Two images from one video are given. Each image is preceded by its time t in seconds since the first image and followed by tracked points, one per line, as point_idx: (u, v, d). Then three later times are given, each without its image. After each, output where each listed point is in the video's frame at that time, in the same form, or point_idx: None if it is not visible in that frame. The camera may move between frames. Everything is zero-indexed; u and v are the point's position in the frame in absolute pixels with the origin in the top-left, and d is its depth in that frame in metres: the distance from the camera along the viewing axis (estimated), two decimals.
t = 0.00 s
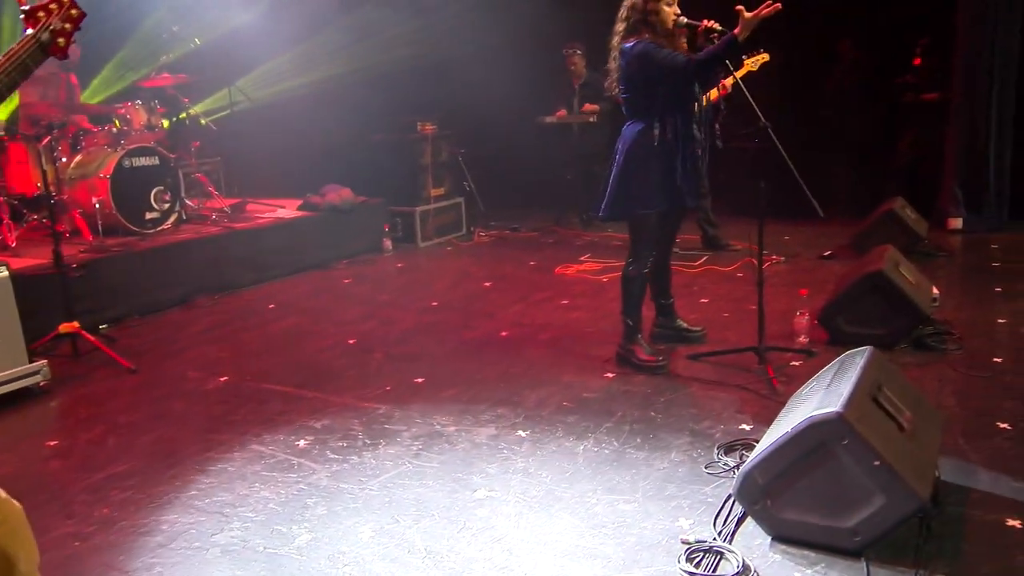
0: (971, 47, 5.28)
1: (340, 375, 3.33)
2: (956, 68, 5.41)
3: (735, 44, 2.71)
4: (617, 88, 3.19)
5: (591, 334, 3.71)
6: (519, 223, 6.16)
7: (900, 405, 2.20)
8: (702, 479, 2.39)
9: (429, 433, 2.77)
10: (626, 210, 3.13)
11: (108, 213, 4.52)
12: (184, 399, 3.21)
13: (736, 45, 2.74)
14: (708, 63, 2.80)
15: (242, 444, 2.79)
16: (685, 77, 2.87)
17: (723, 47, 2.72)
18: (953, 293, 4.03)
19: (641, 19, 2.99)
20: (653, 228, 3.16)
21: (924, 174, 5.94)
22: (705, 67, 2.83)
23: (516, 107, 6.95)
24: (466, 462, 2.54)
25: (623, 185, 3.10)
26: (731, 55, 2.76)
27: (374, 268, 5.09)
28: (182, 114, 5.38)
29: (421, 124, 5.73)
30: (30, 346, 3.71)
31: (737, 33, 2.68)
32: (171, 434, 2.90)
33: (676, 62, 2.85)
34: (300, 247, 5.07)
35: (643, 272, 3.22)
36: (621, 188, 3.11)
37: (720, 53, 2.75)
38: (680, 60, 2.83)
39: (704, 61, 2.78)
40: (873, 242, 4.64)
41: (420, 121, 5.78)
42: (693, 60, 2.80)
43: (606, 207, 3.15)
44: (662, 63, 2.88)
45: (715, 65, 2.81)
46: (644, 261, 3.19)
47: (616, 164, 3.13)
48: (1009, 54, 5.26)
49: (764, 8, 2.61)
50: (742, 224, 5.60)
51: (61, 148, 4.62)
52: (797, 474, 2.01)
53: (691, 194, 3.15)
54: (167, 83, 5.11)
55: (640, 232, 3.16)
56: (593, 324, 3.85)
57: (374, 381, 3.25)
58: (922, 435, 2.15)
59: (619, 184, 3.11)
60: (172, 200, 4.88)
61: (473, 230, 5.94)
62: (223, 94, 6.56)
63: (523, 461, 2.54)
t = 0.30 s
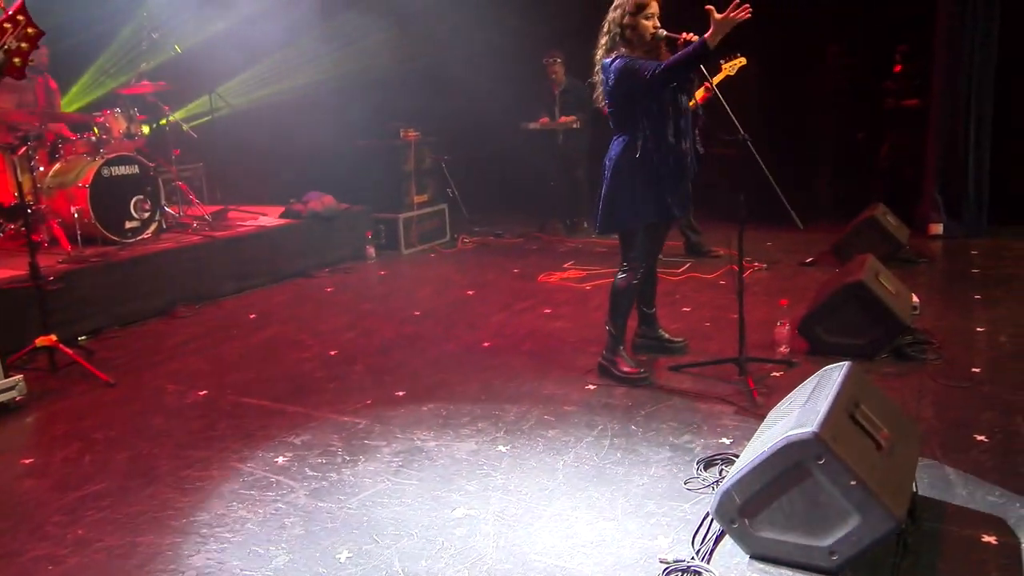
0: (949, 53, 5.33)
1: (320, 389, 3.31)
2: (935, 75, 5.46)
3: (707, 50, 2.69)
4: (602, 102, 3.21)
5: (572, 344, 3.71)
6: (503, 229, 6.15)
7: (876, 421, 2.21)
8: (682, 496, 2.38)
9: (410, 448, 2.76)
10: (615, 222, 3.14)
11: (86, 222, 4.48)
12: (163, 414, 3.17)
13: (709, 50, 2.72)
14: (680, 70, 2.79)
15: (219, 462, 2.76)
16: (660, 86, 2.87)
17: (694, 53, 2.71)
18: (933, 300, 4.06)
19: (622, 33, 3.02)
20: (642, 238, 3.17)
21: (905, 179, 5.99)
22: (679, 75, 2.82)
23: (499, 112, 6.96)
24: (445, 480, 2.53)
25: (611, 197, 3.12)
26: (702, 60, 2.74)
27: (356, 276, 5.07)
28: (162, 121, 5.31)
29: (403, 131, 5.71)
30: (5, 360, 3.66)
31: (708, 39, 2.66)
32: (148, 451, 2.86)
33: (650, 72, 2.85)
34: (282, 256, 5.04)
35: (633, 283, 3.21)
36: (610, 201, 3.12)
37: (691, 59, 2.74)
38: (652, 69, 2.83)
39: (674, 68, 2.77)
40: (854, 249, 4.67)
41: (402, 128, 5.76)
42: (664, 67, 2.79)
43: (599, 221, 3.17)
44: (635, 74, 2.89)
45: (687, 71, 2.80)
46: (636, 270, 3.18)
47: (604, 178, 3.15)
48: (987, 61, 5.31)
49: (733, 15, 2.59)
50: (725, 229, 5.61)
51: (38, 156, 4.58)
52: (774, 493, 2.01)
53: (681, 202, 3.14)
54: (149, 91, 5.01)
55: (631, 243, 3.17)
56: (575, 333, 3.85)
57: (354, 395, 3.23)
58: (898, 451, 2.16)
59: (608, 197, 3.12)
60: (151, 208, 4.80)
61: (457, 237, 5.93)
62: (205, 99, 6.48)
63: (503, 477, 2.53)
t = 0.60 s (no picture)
0: (937, 60, 5.35)
1: (308, 403, 3.30)
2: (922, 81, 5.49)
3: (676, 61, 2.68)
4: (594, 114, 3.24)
5: (561, 355, 3.70)
6: (494, 235, 6.15)
7: (863, 439, 2.21)
8: (670, 514, 2.37)
9: (397, 464, 2.74)
10: (604, 231, 3.19)
11: (73, 232, 4.44)
12: (149, 429, 3.15)
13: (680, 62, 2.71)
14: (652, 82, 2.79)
15: (205, 478, 2.74)
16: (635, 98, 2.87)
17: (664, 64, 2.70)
18: (920, 309, 4.07)
19: (610, 49, 3.02)
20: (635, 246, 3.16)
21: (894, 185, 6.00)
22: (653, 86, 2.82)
23: (489, 117, 6.95)
24: (432, 498, 2.52)
25: (599, 207, 3.17)
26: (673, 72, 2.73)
27: (346, 284, 5.06)
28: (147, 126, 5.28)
29: (392, 137, 5.70)
30: None
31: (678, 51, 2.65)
32: (134, 467, 2.84)
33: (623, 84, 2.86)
34: (271, 264, 5.02)
35: (624, 289, 3.18)
36: (597, 210, 3.18)
37: (661, 71, 2.73)
38: (624, 81, 2.84)
39: (645, 79, 2.77)
40: (843, 256, 4.68)
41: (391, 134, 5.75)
42: (635, 79, 2.80)
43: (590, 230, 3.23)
44: (611, 87, 2.90)
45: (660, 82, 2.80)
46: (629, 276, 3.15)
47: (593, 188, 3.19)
48: (974, 68, 5.34)
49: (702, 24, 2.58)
50: (715, 235, 5.62)
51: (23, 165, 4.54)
52: (760, 513, 2.01)
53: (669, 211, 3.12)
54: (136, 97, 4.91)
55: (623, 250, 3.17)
56: (564, 344, 3.85)
57: (343, 408, 3.23)
58: (886, 470, 2.16)
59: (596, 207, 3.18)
60: (139, 217, 4.78)
61: (447, 243, 5.94)
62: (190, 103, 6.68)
63: (491, 494, 2.52)
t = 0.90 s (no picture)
0: (929, 67, 5.37)
1: (300, 415, 3.29)
2: (915, 88, 5.50)
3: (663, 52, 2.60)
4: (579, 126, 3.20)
5: (555, 367, 3.70)
6: (488, 242, 6.16)
7: (855, 458, 2.20)
8: (662, 532, 2.37)
9: (389, 480, 2.74)
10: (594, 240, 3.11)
11: (65, 241, 4.42)
12: (140, 443, 3.13)
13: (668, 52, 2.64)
14: (641, 76, 2.71)
15: (197, 494, 2.73)
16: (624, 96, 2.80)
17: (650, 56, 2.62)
18: (913, 317, 4.08)
19: (601, 57, 3.00)
20: (619, 257, 3.14)
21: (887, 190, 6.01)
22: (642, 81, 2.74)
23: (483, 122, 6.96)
24: (423, 515, 2.51)
25: (593, 217, 3.08)
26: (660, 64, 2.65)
27: (339, 291, 5.05)
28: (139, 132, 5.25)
29: (386, 143, 5.68)
30: None
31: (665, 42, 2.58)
32: (125, 483, 2.82)
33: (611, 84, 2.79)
34: (264, 272, 5.01)
35: (606, 308, 3.18)
36: (590, 221, 3.09)
37: (649, 63, 2.65)
38: (611, 79, 2.77)
39: (633, 74, 2.70)
40: (835, 264, 4.69)
41: (385, 141, 5.74)
42: (622, 76, 2.73)
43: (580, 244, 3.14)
44: (599, 89, 2.83)
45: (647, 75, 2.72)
46: (608, 296, 3.15)
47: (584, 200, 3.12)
48: (966, 75, 5.36)
49: (687, 12, 2.52)
50: (708, 241, 5.62)
51: (15, 174, 4.52)
52: (751, 535, 2.00)
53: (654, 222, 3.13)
54: (129, 105, 4.89)
55: (605, 262, 3.14)
56: (557, 354, 3.84)
57: (334, 421, 3.22)
58: (877, 490, 2.16)
59: (589, 218, 3.09)
60: (131, 225, 4.78)
61: (441, 249, 5.94)
62: (182, 110, 6.69)
63: (482, 511, 2.52)
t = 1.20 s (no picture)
0: (923, 75, 5.38)
1: (294, 428, 3.28)
2: (908, 95, 5.52)
3: (651, 44, 2.64)
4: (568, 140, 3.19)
5: (549, 377, 3.69)
6: (483, 248, 6.16)
7: (849, 479, 2.20)
8: (655, 549, 2.36)
9: (383, 496, 2.73)
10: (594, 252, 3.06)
11: (59, 250, 4.41)
12: (133, 457, 3.12)
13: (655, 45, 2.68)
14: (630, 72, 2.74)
15: (190, 511, 2.71)
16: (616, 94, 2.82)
17: (639, 49, 2.65)
18: (907, 326, 4.08)
19: (591, 68, 3.00)
20: (608, 270, 3.13)
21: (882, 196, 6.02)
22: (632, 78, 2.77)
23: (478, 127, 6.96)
24: (418, 533, 2.50)
25: (588, 228, 3.05)
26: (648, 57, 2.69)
27: (334, 299, 5.05)
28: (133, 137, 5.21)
29: (381, 150, 5.68)
30: None
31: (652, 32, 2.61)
32: (118, 499, 2.81)
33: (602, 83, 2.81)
34: (258, 280, 5.00)
35: (593, 324, 3.19)
36: (586, 233, 3.05)
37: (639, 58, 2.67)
38: (601, 78, 2.79)
39: (623, 70, 2.73)
40: (830, 272, 4.70)
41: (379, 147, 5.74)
42: (613, 73, 2.75)
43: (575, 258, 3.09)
44: (589, 90, 2.85)
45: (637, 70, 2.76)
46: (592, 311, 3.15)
47: (575, 212, 3.09)
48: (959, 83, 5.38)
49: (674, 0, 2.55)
50: (703, 247, 5.62)
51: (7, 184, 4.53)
52: (745, 556, 1.99)
53: (639, 236, 3.12)
54: (122, 112, 4.85)
55: (595, 275, 3.12)
56: (552, 364, 3.84)
57: (329, 434, 3.21)
58: (871, 510, 2.17)
59: (584, 230, 3.06)
60: (126, 233, 4.75)
61: (436, 255, 5.94)
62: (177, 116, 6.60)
63: (476, 528, 2.51)
